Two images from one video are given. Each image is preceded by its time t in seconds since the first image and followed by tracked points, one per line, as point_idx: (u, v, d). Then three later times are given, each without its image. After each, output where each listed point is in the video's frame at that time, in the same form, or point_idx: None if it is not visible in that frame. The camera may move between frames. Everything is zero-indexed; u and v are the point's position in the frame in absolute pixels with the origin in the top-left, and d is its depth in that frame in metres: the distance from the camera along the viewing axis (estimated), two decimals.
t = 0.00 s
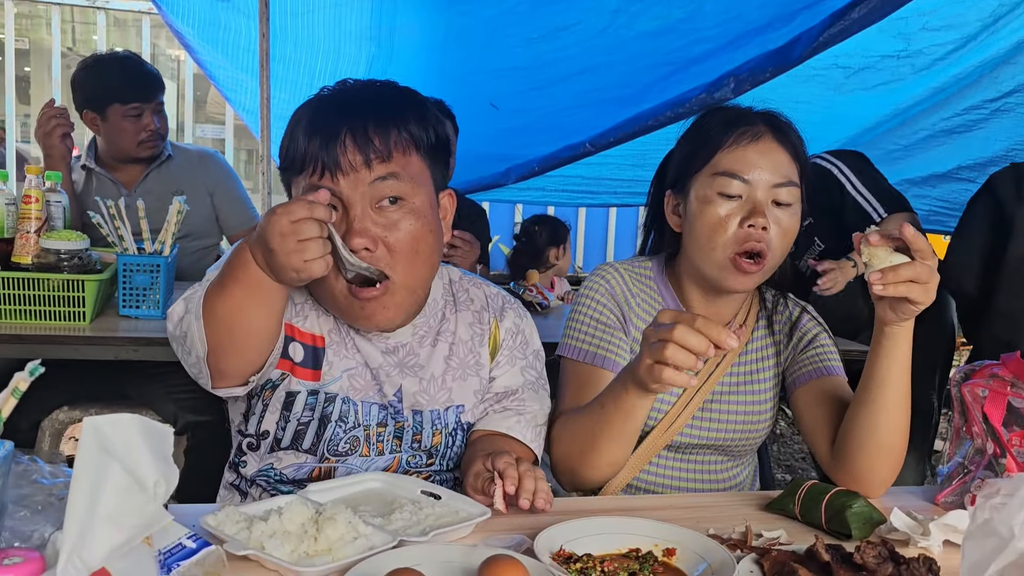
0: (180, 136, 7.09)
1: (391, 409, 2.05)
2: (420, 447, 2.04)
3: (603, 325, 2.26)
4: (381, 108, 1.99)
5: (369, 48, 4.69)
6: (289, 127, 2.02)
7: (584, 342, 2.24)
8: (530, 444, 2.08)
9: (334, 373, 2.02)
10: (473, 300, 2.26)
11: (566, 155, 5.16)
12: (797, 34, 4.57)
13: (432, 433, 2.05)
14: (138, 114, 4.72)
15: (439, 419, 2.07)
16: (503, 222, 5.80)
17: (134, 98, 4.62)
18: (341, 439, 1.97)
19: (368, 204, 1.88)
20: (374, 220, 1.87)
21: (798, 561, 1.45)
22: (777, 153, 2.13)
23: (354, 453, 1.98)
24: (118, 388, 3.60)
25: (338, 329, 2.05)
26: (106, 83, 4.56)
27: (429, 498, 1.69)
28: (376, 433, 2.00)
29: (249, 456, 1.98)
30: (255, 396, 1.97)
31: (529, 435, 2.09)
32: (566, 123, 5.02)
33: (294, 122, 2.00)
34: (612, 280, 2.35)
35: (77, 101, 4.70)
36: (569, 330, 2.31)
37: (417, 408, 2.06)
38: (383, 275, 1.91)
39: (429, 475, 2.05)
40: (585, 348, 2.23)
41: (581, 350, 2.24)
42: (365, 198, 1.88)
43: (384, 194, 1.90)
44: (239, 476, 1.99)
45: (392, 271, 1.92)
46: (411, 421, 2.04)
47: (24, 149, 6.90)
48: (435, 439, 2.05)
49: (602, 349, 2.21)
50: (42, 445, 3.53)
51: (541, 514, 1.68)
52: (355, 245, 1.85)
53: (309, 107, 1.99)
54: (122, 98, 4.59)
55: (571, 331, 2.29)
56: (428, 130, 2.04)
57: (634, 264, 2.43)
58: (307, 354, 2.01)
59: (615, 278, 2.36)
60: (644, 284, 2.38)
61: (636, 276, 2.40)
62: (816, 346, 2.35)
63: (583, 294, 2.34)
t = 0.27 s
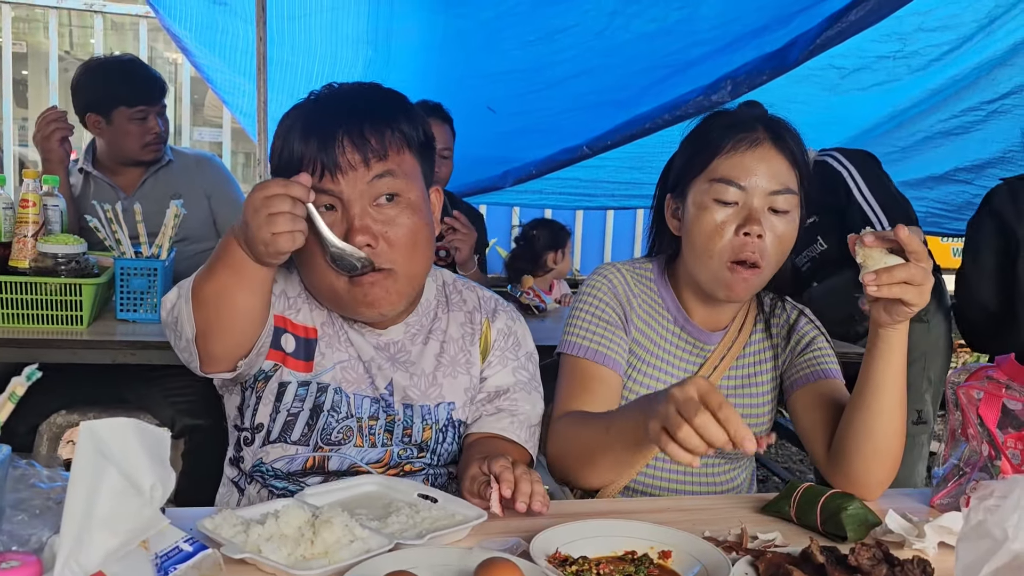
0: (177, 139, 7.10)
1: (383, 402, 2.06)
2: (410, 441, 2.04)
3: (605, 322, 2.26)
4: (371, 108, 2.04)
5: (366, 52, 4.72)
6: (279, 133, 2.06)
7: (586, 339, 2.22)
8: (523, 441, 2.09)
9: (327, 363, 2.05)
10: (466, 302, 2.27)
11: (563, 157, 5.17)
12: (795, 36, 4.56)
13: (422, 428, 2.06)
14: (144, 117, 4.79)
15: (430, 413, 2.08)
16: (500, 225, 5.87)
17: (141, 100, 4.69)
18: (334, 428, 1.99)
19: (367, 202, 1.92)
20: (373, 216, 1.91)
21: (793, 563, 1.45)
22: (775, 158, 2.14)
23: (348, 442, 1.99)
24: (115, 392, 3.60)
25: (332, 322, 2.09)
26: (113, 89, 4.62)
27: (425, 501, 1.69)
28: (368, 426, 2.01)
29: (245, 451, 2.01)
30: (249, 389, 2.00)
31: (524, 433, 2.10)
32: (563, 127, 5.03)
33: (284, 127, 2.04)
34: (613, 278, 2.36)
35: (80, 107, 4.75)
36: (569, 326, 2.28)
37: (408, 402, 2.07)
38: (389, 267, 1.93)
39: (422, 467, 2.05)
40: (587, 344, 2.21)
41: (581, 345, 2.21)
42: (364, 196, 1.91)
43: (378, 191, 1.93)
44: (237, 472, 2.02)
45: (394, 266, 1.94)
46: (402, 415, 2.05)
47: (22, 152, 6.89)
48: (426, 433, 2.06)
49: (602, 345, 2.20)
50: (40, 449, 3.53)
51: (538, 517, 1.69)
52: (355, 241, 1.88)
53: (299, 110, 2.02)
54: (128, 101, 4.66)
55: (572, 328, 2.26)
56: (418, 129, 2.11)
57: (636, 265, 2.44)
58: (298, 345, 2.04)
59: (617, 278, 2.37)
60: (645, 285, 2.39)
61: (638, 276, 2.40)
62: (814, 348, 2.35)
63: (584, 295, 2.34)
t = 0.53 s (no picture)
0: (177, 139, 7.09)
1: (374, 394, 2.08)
2: (402, 433, 2.06)
3: (610, 316, 2.25)
4: (364, 100, 2.05)
5: (366, 51, 4.71)
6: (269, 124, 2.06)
7: (593, 331, 2.20)
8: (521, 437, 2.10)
9: (316, 358, 2.08)
10: (458, 298, 2.29)
11: (563, 157, 5.16)
12: (794, 35, 4.60)
13: (413, 419, 2.07)
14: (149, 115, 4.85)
15: (420, 405, 2.10)
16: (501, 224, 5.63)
17: (146, 100, 4.76)
18: (324, 421, 2.02)
19: (367, 193, 1.96)
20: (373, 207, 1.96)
21: (792, 561, 1.45)
22: (777, 156, 2.13)
23: (339, 435, 2.02)
24: (114, 392, 3.60)
25: (321, 318, 2.13)
26: (118, 89, 4.70)
27: (423, 500, 1.69)
28: (360, 418, 2.04)
29: (242, 449, 2.04)
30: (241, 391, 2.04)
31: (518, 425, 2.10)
32: (563, 126, 5.02)
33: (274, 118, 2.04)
34: (618, 275, 2.36)
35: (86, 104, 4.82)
36: (575, 319, 2.26)
37: (399, 394, 2.09)
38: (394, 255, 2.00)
39: (415, 457, 2.06)
40: (593, 336, 2.19)
41: (585, 338, 2.19)
42: (364, 187, 1.96)
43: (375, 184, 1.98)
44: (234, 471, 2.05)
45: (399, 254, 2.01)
46: (392, 408, 2.07)
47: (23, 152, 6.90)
48: (417, 426, 2.07)
49: (606, 339, 2.19)
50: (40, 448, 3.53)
51: (537, 516, 1.68)
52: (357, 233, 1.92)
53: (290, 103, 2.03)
54: (132, 100, 4.73)
55: (576, 322, 2.24)
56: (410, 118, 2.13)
57: (640, 263, 2.44)
58: (288, 343, 2.08)
59: (622, 275, 2.37)
60: (649, 282, 2.38)
61: (642, 273, 2.41)
62: (816, 347, 2.34)
63: (588, 290, 2.33)
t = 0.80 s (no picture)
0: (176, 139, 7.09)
1: (363, 400, 2.08)
2: (394, 433, 2.08)
3: (609, 314, 2.25)
4: (362, 93, 2.06)
5: (364, 51, 4.70)
6: (265, 121, 2.05)
7: (592, 329, 2.20)
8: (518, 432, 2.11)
9: (302, 368, 2.09)
10: (446, 297, 2.28)
11: (562, 156, 5.16)
12: (792, 35, 4.59)
13: (404, 419, 2.09)
14: (151, 113, 4.80)
15: (410, 403, 2.11)
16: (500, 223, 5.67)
17: (148, 97, 4.72)
18: (312, 430, 2.03)
19: (379, 186, 1.97)
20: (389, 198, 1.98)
21: (787, 559, 1.45)
22: (775, 155, 2.13)
23: (325, 443, 2.03)
24: (112, 392, 3.60)
25: (304, 330, 2.11)
26: (119, 87, 4.67)
27: (419, 498, 1.69)
28: (349, 425, 2.05)
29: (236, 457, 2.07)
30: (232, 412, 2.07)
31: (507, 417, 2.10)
32: (561, 126, 5.02)
33: (272, 115, 2.03)
34: (616, 274, 2.36)
35: (89, 104, 4.81)
36: (573, 316, 2.26)
37: (389, 394, 2.11)
38: (400, 245, 1.98)
39: (406, 454, 2.08)
40: (592, 334, 2.19)
41: (585, 336, 2.19)
42: (375, 182, 1.97)
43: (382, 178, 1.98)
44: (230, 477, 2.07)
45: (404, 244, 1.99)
46: (383, 408, 2.08)
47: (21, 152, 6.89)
48: (409, 424, 2.09)
49: (605, 337, 2.19)
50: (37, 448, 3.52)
51: (534, 515, 1.68)
52: (367, 228, 1.92)
53: (287, 101, 2.02)
54: (133, 97, 4.68)
55: (575, 319, 2.24)
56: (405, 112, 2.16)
57: (638, 261, 2.44)
58: (272, 359, 2.09)
59: (621, 274, 2.36)
60: (648, 281, 2.38)
61: (641, 271, 2.40)
62: (813, 346, 2.34)
63: (586, 288, 2.33)
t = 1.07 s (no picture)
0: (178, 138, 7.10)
1: (361, 401, 2.09)
2: (394, 433, 2.08)
3: (608, 313, 2.25)
4: (369, 88, 2.08)
5: (364, 49, 4.70)
6: (273, 119, 2.05)
7: (590, 328, 2.20)
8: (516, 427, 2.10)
9: (299, 371, 2.09)
10: (445, 297, 2.29)
11: (562, 155, 5.17)
12: (792, 34, 4.56)
13: (403, 418, 2.09)
14: (163, 108, 4.82)
15: (409, 403, 2.12)
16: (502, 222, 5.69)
17: (162, 92, 4.76)
18: (309, 431, 2.03)
19: (390, 180, 1.98)
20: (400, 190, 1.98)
21: (788, 558, 1.44)
22: (772, 152, 2.13)
23: (323, 444, 2.03)
24: (112, 391, 3.61)
25: (302, 332, 2.12)
26: (134, 83, 4.71)
27: (420, 497, 1.69)
28: (348, 426, 2.05)
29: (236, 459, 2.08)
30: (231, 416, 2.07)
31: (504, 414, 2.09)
32: (561, 124, 5.02)
33: (281, 112, 2.03)
34: (615, 272, 2.35)
35: (101, 99, 4.85)
36: (572, 315, 2.25)
37: (388, 394, 2.11)
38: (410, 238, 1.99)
39: (406, 450, 2.08)
40: (590, 333, 2.19)
41: (584, 334, 2.19)
42: (386, 174, 1.97)
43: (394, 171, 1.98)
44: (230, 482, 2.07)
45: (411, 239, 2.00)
46: (382, 407, 2.09)
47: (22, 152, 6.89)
48: (407, 424, 2.09)
49: (604, 335, 2.19)
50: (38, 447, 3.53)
51: (533, 513, 1.68)
52: (379, 220, 1.93)
53: (298, 95, 2.02)
54: (147, 92, 4.72)
55: (573, 318, 2.23)
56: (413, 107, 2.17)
57: (637, 260, 2.44)
58: (270, 363, 2.09)
59: (621, 273, 2.36)
60: (647, 280, 2.38)
61: (640, 270, 2.40)
62: (813, 344, 2.34)
63: (585, 287, 2.33)
